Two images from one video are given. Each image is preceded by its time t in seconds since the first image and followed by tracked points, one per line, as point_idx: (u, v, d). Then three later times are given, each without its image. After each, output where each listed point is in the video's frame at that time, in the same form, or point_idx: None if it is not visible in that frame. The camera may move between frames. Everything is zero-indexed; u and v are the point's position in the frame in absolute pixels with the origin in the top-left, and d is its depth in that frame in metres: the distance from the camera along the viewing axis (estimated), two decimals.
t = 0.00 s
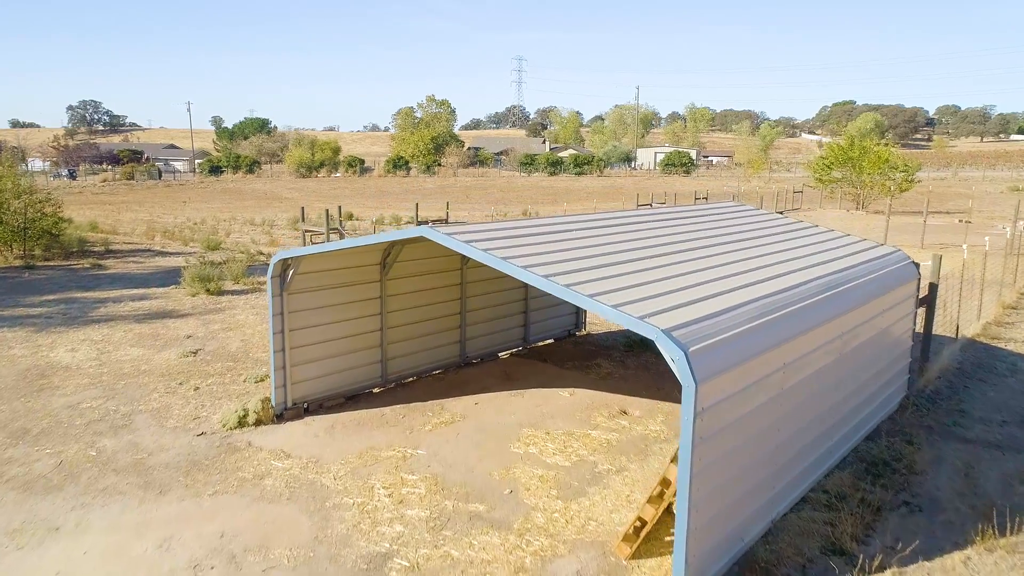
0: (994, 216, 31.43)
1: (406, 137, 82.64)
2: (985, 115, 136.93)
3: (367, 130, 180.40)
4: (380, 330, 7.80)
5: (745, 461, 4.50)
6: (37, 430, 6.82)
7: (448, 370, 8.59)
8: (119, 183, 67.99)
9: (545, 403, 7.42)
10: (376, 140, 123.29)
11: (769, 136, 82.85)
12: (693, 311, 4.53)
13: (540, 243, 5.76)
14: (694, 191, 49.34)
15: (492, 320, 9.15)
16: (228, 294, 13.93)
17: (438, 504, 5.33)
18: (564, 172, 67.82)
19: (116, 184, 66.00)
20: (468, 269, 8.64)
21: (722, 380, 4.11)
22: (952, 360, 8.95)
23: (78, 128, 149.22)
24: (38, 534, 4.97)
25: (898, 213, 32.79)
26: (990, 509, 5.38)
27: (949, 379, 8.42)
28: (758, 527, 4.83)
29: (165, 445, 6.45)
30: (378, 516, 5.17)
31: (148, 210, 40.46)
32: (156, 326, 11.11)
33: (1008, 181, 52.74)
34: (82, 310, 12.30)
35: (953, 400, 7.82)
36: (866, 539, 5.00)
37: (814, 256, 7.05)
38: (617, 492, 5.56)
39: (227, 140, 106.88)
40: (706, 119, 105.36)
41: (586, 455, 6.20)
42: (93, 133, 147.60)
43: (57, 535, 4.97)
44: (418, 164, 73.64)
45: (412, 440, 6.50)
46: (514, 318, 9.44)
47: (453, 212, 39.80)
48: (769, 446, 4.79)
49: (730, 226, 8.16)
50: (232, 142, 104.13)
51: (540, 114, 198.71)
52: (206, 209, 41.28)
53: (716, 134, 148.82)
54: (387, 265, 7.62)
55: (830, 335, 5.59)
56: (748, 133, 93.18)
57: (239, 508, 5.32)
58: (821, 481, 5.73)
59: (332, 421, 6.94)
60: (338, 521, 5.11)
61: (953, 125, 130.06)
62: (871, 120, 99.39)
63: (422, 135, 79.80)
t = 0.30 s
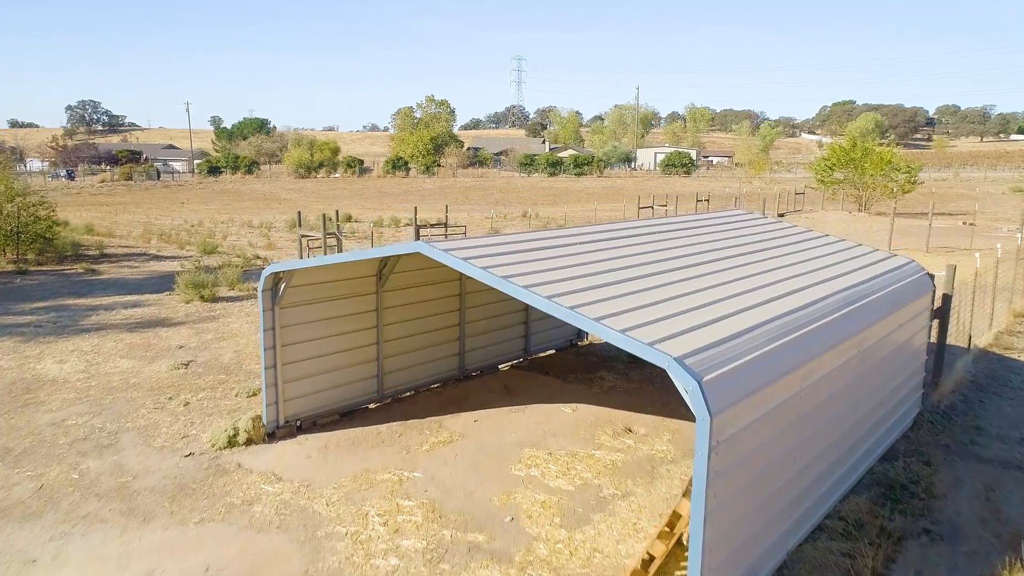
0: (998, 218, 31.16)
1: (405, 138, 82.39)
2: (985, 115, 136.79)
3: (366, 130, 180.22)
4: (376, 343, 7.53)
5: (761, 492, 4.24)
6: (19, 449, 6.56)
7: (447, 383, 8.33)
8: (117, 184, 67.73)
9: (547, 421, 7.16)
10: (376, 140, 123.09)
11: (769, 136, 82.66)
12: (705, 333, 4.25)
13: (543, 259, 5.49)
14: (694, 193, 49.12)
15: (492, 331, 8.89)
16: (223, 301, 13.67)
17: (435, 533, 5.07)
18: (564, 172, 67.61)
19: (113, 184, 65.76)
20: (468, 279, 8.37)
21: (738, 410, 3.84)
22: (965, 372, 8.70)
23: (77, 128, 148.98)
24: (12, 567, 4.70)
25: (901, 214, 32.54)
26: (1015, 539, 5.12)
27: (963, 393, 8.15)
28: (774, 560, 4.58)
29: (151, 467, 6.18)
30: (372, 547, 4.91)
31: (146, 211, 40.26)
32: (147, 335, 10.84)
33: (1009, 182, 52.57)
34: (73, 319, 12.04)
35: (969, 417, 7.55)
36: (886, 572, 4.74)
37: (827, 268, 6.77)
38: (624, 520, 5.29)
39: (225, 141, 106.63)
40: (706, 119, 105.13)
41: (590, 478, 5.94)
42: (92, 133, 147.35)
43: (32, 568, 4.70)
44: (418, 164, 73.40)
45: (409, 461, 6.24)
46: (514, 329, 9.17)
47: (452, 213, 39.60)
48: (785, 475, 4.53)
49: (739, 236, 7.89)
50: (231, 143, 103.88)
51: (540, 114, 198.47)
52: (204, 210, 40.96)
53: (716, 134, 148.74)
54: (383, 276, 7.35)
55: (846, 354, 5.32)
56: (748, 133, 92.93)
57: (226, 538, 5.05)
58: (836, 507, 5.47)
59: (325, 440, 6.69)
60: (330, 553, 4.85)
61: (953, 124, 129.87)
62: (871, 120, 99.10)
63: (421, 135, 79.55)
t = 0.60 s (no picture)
0: (1002, 220, 30.93)
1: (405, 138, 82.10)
2: (985, 115, 136.65)
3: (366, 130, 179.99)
4: (372, 360, 7.27)
5: (779, 533, 3.98)
6: None
7: (445, 400, 8.06)
8: (116, 185, 67.47)
9: (549, 441, 6.89)
10: (375, 140, 122.78)
11: (769, 136, 82.45)
12: (720, 362, 3.99)
13: (545, 279, 5.23)
14: (695, 194, 48.88)
15: (492, 344, 8.63)
16: (217, 309, 13.41)
17: (432, 569, 4.81)
18: (564, 173, 67.37)
19: (112, 185, 65.46)
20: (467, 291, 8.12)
21: (755, 448, 3.58)
22: (980, 386, 8.44)
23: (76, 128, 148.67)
24: None
25: (904, 216, 32.33)
26: None
27: (979, 410, 7.89)
28: None
29: (135, 493, 5.92)
30: None
31: (144, 213, 39.99)
32: (138, 346, 10.57)
33: (1010, 183, 52.41)
34: (63, 328, 11.78)
35: (987, 435, 7.29)
36: None
37: (840, 282, 6.50)
38: (631, 552, 5.03)
39: (225, 142, 106.31)
40: (706, 119, 104.76)
41: (595, 505, 5.68)
42: (92, 133, 147.15)
43: None
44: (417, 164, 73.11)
45: (405, 485, 5.98)
46: (514, 342, 8.92)
47: (452, 215, 39.34)
48: (803, 512, 4.26)
49: (747, 247, 7.62)
50: (230, 143, 103.55)
51: (540, 114, 198.14)
52: (201, 212, 40.68)
53: (716, 134, 148.57)
54: (379, 290, 7.09)
55: (864, 378, 5.05)
56: (749, 132, 92.53)
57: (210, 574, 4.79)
58: (853, 538, 5.20)
59: (318, 462, 6.42)
60: None
61: (954, 124, 129.61)
62: (872, 120, 98.80)
63: (421, 135, 79.29)
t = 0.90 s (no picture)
0: (1006, 222, 30.65)
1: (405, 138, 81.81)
2: (986, 114, 136.33)
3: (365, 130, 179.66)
4: (367, 377, 7.03)
5: None
6: None
7: (443, 416, 7.82)
8: (114, 185, 67.23)
9: (551, 462, 6.64)
10: (375, 140, 122.50)
11: (770, 136, 82.20)
12: (735, 395, 3.73)
13: (546, 297, 4.94)
14: (696, 195, 48.61)
15: (491, 358, 8.39)
16: (212, 316, 13.14)
17: None
18: (564, 173, 67.10)
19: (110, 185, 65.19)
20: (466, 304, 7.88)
21: (773, 492, 3.33)
22: (994, 402, 8.19)
23: (75, 128, 148.35)
24: None
25: (907, 218, 32.05)
26: None
27: (996, 428, 7.63)
28: None
29: (119, 520, 5.66)
30: None
31: (142, 214, 39.74)
32: (130, 357, 10.31)
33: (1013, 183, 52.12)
34: (54, 337, 11.52)
35: (1004, 456, 7.04)
36: None
37: (854, 297, 6.24)
38: None
39: (224, 142, 106.05)
40: (706, 118, 104.36)
41: (600, 535, 5.42)
42: (91, 133, 146.89)
43: None
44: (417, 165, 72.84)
45: (402, 512, 5.73)
46: (514, 355, 8.68)
47: (452, 216, 39.07)
48: (822, 551, 4.00)
49: (754, 258, 7.34)
50: (229, 143, 103.27)
51: (540, 114, 197.76)
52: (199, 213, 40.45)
53: (716, 133, 148.32)
54: (375, 305, 6.85)
55: (882, 403, 4.80)
56: (749, 131, 92.21)
57: None
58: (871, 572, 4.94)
59: (312, 486, 6.18)
60: None
61: (954, 124, 129.34)
62: (874, 118, 98.41)
63: (421, 135, 79.01)
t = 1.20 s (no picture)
0: (1011, 223, 30.39)
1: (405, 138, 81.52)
2: (987, 112, 136.00)
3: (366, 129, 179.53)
4: (364, 396, 6.78)
5: None
6: None
7: (442, 434, 7.58)
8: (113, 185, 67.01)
9: (554, 486, 6.40)
10: (375, 140, 122.29)
11: (771, 135, 81.92)
12: (755, 435, 3.46)
13: (549, 321, 4.66)
14: (697, 195, 48.36)
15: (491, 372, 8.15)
16: (207, 324, 12.88)
17: None
18: (565, 173, 66.84)
19: (109, 185, 64.96)
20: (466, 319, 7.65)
21: (797, 545, 3.07)
22: (1010, 419, 7.92)
23: (75, 127, 147.96)
24: None
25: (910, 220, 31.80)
26: None
27: (1014, 448, 7.38)
28: None
29: (103, 550, 5.42)
30: None
31: (140, 215, 39.49)
32: (121, 369, 10.06)
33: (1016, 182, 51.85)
34: (45, 347, 11.27)
35: None
36: None
37: (871, 315, 5.98)
38: None
39: (224, 141, 105.79)
40: (707, 117, 104.00)
41: (606, 567, 5.18)
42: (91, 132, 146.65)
43: None
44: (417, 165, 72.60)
45: (398, 541, 5.49)
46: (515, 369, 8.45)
47: (452, 217, 38.80)
48: None
49: (763, 272, 7.07)
50: (229, 142, 103.01)
51: (540, 113, 197.47)
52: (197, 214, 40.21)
53: (717, 132, 147.97)
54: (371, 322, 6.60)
55: (905, 433, 4.54)
56: (750, 130, 91.76)
57: None
58: None
59: (305, 511, 5.94)
60: None
61: (956, 123, 128.99)
62: (876, 117, 98.10)
63: (421, 135, 78.73)
